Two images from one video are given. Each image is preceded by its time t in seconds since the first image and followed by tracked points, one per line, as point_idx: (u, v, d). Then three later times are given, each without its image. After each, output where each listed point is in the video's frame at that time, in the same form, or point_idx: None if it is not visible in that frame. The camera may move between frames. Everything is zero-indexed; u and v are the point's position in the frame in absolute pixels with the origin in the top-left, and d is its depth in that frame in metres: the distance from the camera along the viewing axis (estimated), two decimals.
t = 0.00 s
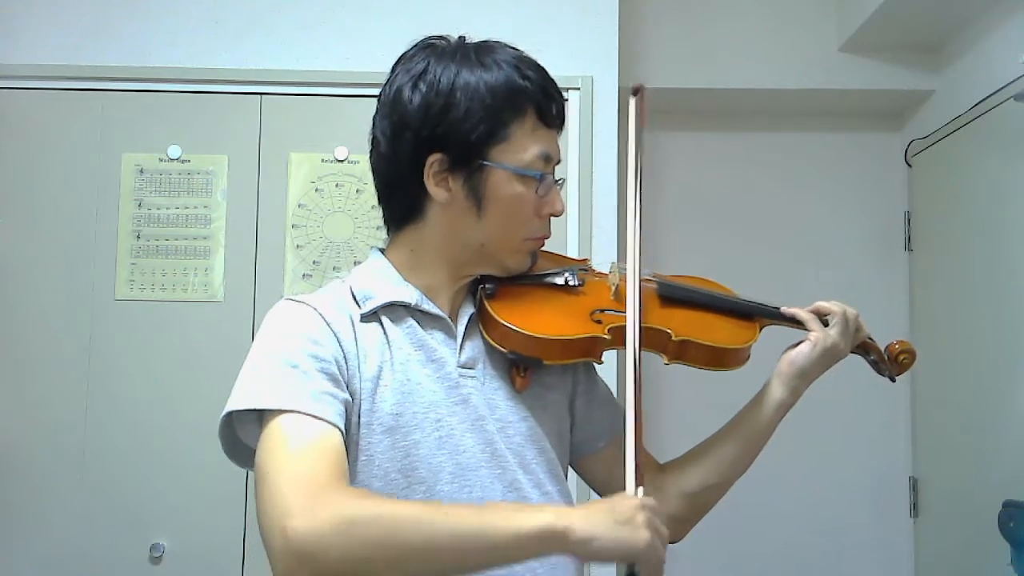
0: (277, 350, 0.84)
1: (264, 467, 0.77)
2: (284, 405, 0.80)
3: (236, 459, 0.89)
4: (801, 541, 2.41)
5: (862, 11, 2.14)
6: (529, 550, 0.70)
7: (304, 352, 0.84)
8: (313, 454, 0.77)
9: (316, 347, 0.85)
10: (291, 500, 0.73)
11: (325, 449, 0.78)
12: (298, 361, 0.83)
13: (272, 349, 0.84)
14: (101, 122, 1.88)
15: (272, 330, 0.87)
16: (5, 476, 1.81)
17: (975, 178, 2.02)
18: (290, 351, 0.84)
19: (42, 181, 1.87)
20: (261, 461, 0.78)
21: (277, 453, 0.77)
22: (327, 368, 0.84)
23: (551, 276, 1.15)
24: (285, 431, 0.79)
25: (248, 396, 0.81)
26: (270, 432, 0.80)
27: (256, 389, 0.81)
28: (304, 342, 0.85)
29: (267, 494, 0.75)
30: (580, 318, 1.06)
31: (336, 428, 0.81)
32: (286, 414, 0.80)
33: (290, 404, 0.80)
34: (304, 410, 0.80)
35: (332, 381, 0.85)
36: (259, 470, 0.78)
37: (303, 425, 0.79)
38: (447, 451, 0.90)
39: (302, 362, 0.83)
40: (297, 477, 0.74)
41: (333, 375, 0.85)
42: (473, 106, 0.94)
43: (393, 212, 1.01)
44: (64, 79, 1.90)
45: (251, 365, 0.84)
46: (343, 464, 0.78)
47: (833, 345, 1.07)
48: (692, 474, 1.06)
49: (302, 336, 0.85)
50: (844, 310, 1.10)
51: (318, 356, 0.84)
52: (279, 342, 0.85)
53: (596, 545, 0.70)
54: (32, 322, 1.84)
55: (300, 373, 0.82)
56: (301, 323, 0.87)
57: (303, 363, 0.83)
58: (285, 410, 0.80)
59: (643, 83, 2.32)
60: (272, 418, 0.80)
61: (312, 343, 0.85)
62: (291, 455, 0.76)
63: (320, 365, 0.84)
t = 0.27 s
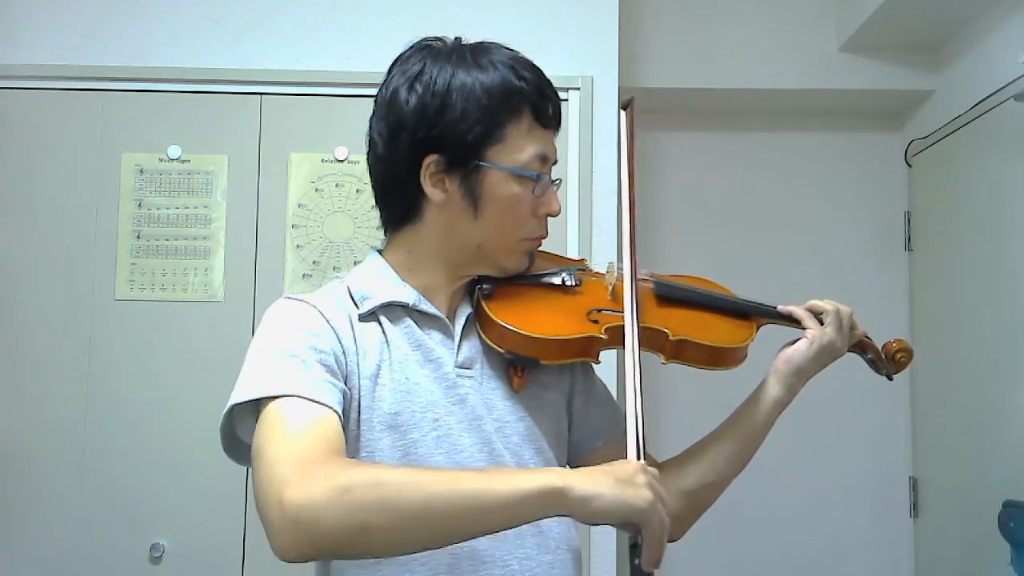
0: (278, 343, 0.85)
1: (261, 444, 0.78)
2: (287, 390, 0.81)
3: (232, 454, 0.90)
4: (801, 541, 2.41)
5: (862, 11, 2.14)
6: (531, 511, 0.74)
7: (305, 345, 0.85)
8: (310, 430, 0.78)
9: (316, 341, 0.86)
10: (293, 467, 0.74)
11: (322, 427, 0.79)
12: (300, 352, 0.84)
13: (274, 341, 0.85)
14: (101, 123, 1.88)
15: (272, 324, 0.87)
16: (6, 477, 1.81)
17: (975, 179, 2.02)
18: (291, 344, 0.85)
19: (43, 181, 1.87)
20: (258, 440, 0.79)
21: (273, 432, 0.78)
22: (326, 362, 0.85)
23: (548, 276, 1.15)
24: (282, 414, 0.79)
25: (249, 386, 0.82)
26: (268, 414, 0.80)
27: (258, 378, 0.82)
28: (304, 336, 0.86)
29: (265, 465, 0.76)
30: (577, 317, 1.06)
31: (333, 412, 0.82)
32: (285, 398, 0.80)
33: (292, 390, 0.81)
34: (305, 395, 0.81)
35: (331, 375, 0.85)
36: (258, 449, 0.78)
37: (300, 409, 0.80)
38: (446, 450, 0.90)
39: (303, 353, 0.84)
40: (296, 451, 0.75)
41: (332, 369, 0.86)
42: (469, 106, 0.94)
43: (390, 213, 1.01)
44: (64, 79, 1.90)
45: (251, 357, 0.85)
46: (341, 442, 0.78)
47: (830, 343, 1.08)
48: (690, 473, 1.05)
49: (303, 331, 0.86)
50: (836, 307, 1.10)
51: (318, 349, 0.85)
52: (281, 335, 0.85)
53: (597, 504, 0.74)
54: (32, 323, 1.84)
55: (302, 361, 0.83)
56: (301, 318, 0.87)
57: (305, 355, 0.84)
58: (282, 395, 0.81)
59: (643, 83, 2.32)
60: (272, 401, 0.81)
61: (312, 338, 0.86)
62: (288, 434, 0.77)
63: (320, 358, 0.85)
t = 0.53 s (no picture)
0: (275, 349, 0.84)
1: (261, 464, 0.77)
2: (283, 404, 0.79)
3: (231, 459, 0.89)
4: (800, 542, 2.41)
5: (862, 11, 2.15)
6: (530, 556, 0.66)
7: (302, 351, 0.84)
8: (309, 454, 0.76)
9: (313, 346, 0.86)
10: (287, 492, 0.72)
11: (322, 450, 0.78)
12: (296, 360, 0.83)
13: (270, 348, 0.85)
14: (102, 123, 1.88)
15: (270, 328, 0.87)
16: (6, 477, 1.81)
17: (974, 179, 2.03)
18: (287, 350, 0.84)
19: (43, 181, 1.87)
20: (258, 458, 0.78)
21: (272, 449, 0.77)
22: (324, 366, 0.85)
23: (543, 274, 1.16)
24: (283, 431, 0.78)
25: (246, 393, 0.81)
26: (268, 432, 0.79)
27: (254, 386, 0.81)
28: (301, 342, 0.85)
29: (263, 483, 0.75)
30: (572, 315, 1.07)
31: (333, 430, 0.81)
32: (284, 414, 0.80)
33: (289, 403, 0.80)
34: (307, 411, 0.80)
35: (329, 379, 0.85)
36: (255, 465, 0.78)
37: (299, 426, 0.79)
38: (444, 448, 0.90)
39: (300, 361, 0.83)
40: (294, 473, 0.74)
41: (331, 373, 0.85)
42: (465, 105, 0.95)
43: (387, 212, 1.01)
44: (64, 79, 1.90)
45: (248, 363, 0.84)
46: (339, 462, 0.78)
47: (826, 342, 1.08)
48: (687, 473, 1.05)
49: (300, 337, 0.86)
50: (833, 307, 1.11)
51: (317, 355, 0.85)
52: (277, 341, 0.85)
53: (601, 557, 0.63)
54: (33, 323, 1.84)
55: (298, 371, 0.82)
56: (298, 322, 0.87)
57: (301, 362, 0.84)
58: (284, 411, 0.80)
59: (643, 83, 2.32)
60: (271, 417, 0.80)
61: (309, 343, 0.86)
62: (287, 452, 0.76)
63: (318, 363, 0.85)
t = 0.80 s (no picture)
0: (268, 355, 0.84)
1: (257, 485, 0.79)
2: (275, 417, 0.80)
3: (230, 458, 0.90)
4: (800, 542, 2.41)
5: (862, 11, 2.15)
6: None
7: (296, 357, 0.84)
8: (305, 484, 0.78)
9: (307, 351, 0.85)
10: (281, 530, 0.76)
11: (317, 476, 0.80)
12: (289, 369, 0.83)
13: (263, 353, 0.84)
14: (101, 123, 1.88)
15: (264, 331, 0.86)
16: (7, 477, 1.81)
17: (975, 179, 2.03)
18: (281, 356, 0.84)
19: (43, 181, 1.87)
20: (254, 476, 0.80)
21: (266, 472, 0.79)
22: (319, 372, 0.84)
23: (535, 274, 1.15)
24: (280, 451, 0.80)
25: (240, 399, 0.81)
26: (263, 448, 0.81)
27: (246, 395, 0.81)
28: (296, 348, 0.85)
29: (257, 512, 0.78)
30: (567, 314, 1.06)
31: (327, 448, 0.82)
32: (283, 433, 0.81)
33: (282, 416, 0.80)
34: (297, 428, 0.81)
35: (324, 383, 0.84)
36: (249, 485, 0.80)
37: (293, 447, 0.80)
38: (442, 446, 0.89)
39: (293, 369, 0.83)
40: (287, 508, 0.77)
41: (325, 377, 0.85)
42: (464, 103, 0.95)
43: (382, 210, 1.01)
44: (63, 79, 1.90)
45: (241, 370, 0.84)
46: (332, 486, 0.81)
47: (817, 346, 1.07)
48: (674, 473, 1.06)
49: (293, 341, 0.85)
50: (825, 311, 1.10)
51: (311, 361, 0.84)
52: (270, 346, 0.85)
53: None
54: (33, 323, 1.84)
55: (290, 381, 0.82)
56: (292, 324, 0.87)
57: (295, 370, 0.83)
58: (280, 428, 0.81)
59: (643, 83, 2.32)
60: (266, 433, 0.81)
61: (303, 348, 0.85)
62: (280, 479, 0.78)
63: (313, 369, 0.84)
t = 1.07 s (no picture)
0: (257, 359, 0.82)
1: (251, 497, 0.77)
2: (267, 422, 0.79)
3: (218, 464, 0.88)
4: (800, 542, 2.41)
5: (862, 11, 2.14)
6: None
7: (286, 360, 0.83)
8: (300, 494, 0.77)
9: (297, 354, 0.84)
10: (276, 539, 0.74)
11: (312, 484, 0.79)
12: (279, 373, 0.82)
13: (252, 357, 0.82)
14: (101, 123, 1.88)
15: (252, 332, 0.85)
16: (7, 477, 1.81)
17: (975, 179, 2.02)
18: (270, 360, 0.82)
19: (42, 181, 1.86)
20: (247, 488, 0.78)
21: (257, 480, 0.78)
22: (309, 376, 0.83)
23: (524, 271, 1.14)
24: (273, 460, 0.79)
25: (229, 405, 0.80)
26: (255, 455, 0.80)
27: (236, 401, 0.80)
28: (285, 350, 0.83)
29: (250, 521, 0.76)
30: (556, 311, 1.07)
31: (319, 454, 0.81)
32: (275, 442, 0.79)
33: (273, 423, 0.79)
34: (291, 434, 0.80)
35: (314, 387, 0.83)
36: (241, 492, 0.79)
37: (286, 454, 0.79)
38: (435, 448, 0.89)
39: (283, 373, 0.82)
40: (280, 516, 0.75)
41: (316, 381, 0.84)
42: (454, 98, 0.94)
43: (369, 206, 0.99)
44: (62, 79, 1.89)
45: (228, 374, 0.82)
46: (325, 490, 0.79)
47: (798, 340, 1.07)
48: (662, 470, 1.06)
49: (282, 343, 0.84)
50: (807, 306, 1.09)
51: (301, 364, 0.83)
52: (259, 349, 0.83)
53: None
54: (32, 323, 1.84)
55: (280, 386, 0.81)
56: (280, 326, 0.85)
57: (284, 374, 0.82)
58: (275, 435, 0.79)
59: (643, 83, 2.31)
60: (259, 439, 0.80)
61: (292, 351, 0.84)
62: (272, 487, 0.77)
63: (302, 373, 0.83)
